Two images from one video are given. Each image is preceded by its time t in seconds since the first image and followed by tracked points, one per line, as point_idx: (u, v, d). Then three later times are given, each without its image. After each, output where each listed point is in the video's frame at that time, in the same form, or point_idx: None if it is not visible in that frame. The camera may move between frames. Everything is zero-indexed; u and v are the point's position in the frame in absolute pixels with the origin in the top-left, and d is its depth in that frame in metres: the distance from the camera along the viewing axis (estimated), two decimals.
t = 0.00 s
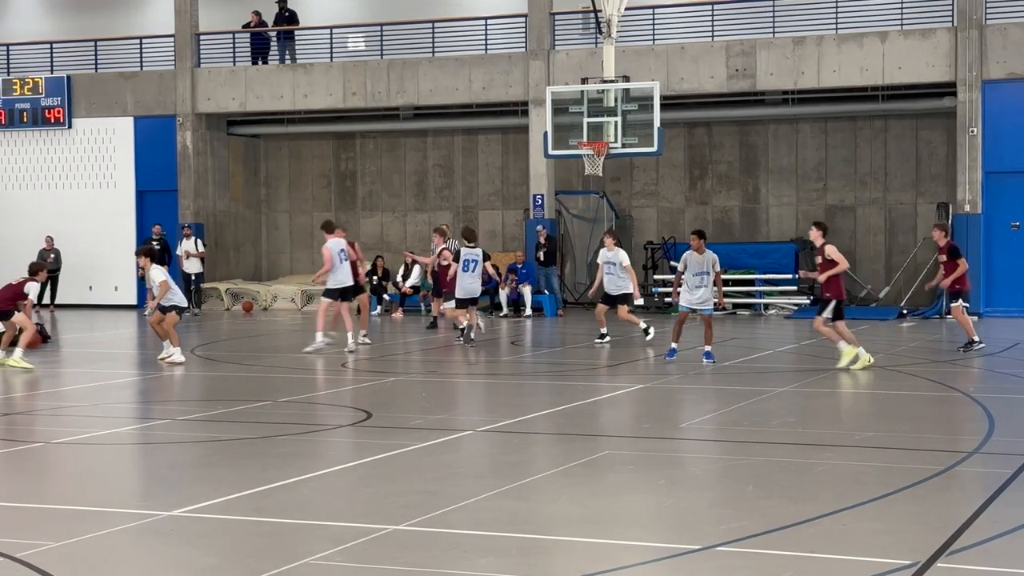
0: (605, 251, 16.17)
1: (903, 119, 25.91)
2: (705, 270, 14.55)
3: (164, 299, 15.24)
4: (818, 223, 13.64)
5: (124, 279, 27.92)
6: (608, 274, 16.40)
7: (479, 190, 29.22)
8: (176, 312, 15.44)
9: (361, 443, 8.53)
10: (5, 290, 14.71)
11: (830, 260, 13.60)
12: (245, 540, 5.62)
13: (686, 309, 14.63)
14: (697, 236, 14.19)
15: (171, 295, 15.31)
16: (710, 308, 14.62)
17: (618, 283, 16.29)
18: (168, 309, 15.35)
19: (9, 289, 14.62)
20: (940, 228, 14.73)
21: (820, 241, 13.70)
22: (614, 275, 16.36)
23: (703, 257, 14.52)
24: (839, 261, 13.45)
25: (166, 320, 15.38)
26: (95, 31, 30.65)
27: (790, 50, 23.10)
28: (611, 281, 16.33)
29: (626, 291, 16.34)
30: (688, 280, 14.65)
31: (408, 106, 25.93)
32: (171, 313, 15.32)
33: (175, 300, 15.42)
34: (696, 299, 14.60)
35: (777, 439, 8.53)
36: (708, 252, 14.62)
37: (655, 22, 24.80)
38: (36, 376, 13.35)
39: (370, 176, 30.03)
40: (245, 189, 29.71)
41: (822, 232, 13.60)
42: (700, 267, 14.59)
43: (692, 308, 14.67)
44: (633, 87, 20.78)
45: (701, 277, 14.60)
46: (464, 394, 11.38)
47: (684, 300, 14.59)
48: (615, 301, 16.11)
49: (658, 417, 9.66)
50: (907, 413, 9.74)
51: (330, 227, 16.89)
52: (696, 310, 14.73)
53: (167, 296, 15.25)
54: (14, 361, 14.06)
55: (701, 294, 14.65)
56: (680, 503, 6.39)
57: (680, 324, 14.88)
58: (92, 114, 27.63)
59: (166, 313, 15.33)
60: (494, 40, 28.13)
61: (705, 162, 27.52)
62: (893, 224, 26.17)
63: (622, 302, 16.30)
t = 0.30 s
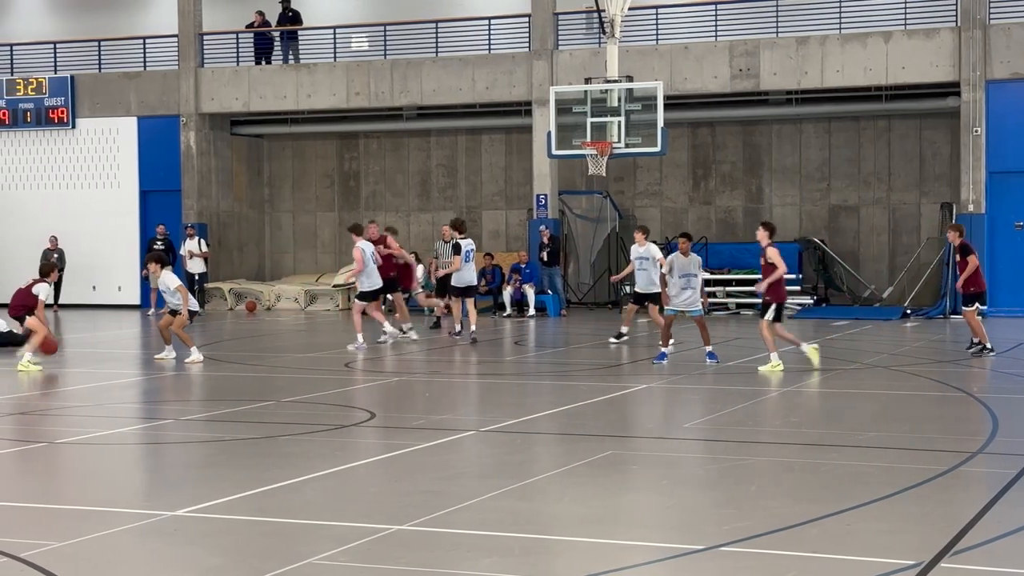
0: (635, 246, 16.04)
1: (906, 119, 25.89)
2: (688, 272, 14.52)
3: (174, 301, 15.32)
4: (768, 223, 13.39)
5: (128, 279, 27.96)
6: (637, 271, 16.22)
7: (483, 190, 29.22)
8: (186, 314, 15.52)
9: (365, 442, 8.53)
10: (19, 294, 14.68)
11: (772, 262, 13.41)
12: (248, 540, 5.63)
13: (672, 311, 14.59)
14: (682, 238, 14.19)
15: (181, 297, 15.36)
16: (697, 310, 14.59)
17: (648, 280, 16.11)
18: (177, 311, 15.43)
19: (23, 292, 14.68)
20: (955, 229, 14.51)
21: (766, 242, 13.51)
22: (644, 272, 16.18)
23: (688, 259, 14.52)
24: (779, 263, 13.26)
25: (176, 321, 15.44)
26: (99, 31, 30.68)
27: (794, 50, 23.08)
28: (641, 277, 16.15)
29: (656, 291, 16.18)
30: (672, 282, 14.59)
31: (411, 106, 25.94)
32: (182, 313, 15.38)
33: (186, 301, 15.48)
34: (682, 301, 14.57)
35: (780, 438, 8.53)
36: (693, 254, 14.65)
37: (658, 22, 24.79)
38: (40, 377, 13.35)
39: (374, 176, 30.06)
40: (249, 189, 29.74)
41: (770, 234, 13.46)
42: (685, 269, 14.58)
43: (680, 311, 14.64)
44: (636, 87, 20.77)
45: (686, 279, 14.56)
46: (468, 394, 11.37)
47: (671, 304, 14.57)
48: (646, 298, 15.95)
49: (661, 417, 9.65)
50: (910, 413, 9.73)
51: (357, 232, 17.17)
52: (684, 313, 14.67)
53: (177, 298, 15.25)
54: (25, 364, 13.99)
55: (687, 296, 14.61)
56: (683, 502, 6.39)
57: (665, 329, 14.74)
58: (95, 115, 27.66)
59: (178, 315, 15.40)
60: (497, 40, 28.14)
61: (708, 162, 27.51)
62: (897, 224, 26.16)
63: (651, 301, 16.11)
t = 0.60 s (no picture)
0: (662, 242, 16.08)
1: (909, 119, 25.89)
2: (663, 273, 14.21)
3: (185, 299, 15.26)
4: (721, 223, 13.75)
5: (131, 279, 27.98)
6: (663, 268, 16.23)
7: (485, 190, 29.22)
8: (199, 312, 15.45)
9: (368, 442, 8.54)
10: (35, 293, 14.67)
11: (727, 252, 13.83)
12: (250, 540, 5.63)
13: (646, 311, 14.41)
14: (661, 240, 13.82)
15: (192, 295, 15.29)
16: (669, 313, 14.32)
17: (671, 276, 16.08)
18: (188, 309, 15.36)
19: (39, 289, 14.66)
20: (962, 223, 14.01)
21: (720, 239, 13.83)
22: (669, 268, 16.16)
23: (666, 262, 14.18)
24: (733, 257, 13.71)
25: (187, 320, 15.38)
26: (102, 31, 30.72)
27: (796, 50, 23.07)
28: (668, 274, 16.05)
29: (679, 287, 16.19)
30: (648, 283, 14.34)
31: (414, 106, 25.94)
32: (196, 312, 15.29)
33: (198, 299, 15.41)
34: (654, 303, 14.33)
35: (782, 439, 8.53)
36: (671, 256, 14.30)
37: (661, 22, 24.78)
38: (42, 377, 13.36)
39: (376, 176, 30.07)
40: (252, 189, 29.75)
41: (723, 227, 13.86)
42: (661, 272, 14.26)
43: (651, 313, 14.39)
44: (639, 87, 20.79)
45: (661, 282, 14.26)
46: (471, 394, 11.38)
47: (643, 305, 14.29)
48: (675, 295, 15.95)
49: (664, 417, 9.65)
50: (913, 413, 9.73)
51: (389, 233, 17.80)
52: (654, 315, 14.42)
53: (190, 297, 15.20)
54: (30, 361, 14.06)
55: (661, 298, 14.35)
56: (685, 503, 6.40)
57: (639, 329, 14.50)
58: (98, 114, 27.67)
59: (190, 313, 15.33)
60: (500, 40, 28.15)
61: (711, 162, 27.50)
62: (899, 224, 26.15)
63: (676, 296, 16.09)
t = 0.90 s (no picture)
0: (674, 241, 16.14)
1: (911, 119, 25.89)
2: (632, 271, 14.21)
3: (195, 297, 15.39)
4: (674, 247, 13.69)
5: (133, 279, 27.99)
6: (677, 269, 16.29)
7: (487, 190, 29.23)
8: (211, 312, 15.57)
9: (370, 442, 8.54)
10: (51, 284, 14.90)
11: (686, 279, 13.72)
12: (252, 540, 5.63)
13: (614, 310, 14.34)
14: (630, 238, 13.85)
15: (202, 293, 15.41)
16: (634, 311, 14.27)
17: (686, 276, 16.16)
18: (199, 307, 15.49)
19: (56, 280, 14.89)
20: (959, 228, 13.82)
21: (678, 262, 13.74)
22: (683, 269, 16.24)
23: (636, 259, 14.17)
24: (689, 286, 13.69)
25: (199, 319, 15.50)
26: (104, 31, 30.73)
27: (798, 50, 23.06)
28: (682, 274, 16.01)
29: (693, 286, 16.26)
30: (617, 281, 14.29)
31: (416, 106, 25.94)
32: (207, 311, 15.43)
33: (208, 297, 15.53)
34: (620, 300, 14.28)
35: (784, 438, 8.53)
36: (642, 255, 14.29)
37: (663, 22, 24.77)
38: (44, 377, 13.36)
39: (378, 176, 30.07)
40: (254, 189, 29.76)
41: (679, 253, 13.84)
42: (632, 269, 14.24)
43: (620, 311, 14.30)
44: (641, 87, 20.81)
45: (631, 279, 14.24)
46: (472, 394, 11.38)
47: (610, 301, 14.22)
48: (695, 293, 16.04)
49: (666, 417, 9.65)
50: (915, 414, 9.73)
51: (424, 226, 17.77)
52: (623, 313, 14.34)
53: (199, 294, 15.33)
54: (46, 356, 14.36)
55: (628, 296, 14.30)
56: (687, 503, 6.40)
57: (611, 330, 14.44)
58: (101, 115, 27.69)
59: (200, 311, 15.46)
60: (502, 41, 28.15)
61: (713, 163, 27.49)
62: (901, 224, 26.14)
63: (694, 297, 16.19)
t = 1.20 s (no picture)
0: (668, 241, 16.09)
1: (912, 119, 25.88)
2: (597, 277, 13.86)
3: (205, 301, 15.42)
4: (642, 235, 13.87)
5: (134, 279, 28.02)
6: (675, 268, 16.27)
7: (488, 190, 29.24)
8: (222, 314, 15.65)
9: (370, 442, 8.54)
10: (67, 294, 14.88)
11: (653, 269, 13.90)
12: (253, 540, 5.64)
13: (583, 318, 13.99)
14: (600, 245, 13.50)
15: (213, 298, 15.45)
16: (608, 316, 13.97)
17: (684, 275, 16.18)
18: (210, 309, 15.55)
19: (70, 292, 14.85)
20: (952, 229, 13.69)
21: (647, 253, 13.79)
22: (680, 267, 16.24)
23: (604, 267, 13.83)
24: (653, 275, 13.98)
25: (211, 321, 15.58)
26: (105, 31, 30.74)
27: (800, 50, 23.05)
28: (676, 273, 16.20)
29: (690, 285, 16.20)
30: (584, 289, 13.96)
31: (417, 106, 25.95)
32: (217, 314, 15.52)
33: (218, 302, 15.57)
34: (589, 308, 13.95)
35: (785, 439, 8.54)
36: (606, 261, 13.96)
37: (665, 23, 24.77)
38: (46, 377, 13.38)
39: (379, 176, 30.08)
40: (255, 189, 29.78)
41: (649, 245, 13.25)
42: (598, 276, 13.90)
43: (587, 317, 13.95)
44: (642, 87, 20.80)
45: (599, 286, 13.91)
46: (473, 393, 11.38)
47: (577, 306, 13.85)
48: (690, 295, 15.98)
49: (667, 417, 9.66)
50: (916, 414, 9.73)
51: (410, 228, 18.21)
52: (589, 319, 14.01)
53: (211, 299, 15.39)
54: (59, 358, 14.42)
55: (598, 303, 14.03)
56: (688, 503, 6.40)
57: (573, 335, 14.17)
58: (103, 115, 27.71)
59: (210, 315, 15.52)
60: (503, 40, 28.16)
61: (714, 163, 27.48)
62: (903, 224, 26.12)
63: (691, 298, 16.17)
